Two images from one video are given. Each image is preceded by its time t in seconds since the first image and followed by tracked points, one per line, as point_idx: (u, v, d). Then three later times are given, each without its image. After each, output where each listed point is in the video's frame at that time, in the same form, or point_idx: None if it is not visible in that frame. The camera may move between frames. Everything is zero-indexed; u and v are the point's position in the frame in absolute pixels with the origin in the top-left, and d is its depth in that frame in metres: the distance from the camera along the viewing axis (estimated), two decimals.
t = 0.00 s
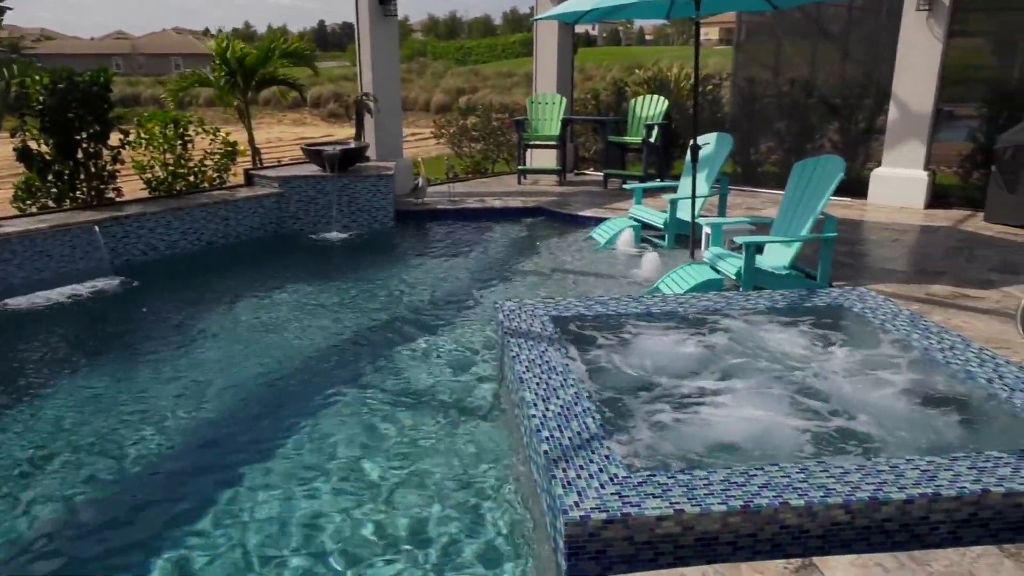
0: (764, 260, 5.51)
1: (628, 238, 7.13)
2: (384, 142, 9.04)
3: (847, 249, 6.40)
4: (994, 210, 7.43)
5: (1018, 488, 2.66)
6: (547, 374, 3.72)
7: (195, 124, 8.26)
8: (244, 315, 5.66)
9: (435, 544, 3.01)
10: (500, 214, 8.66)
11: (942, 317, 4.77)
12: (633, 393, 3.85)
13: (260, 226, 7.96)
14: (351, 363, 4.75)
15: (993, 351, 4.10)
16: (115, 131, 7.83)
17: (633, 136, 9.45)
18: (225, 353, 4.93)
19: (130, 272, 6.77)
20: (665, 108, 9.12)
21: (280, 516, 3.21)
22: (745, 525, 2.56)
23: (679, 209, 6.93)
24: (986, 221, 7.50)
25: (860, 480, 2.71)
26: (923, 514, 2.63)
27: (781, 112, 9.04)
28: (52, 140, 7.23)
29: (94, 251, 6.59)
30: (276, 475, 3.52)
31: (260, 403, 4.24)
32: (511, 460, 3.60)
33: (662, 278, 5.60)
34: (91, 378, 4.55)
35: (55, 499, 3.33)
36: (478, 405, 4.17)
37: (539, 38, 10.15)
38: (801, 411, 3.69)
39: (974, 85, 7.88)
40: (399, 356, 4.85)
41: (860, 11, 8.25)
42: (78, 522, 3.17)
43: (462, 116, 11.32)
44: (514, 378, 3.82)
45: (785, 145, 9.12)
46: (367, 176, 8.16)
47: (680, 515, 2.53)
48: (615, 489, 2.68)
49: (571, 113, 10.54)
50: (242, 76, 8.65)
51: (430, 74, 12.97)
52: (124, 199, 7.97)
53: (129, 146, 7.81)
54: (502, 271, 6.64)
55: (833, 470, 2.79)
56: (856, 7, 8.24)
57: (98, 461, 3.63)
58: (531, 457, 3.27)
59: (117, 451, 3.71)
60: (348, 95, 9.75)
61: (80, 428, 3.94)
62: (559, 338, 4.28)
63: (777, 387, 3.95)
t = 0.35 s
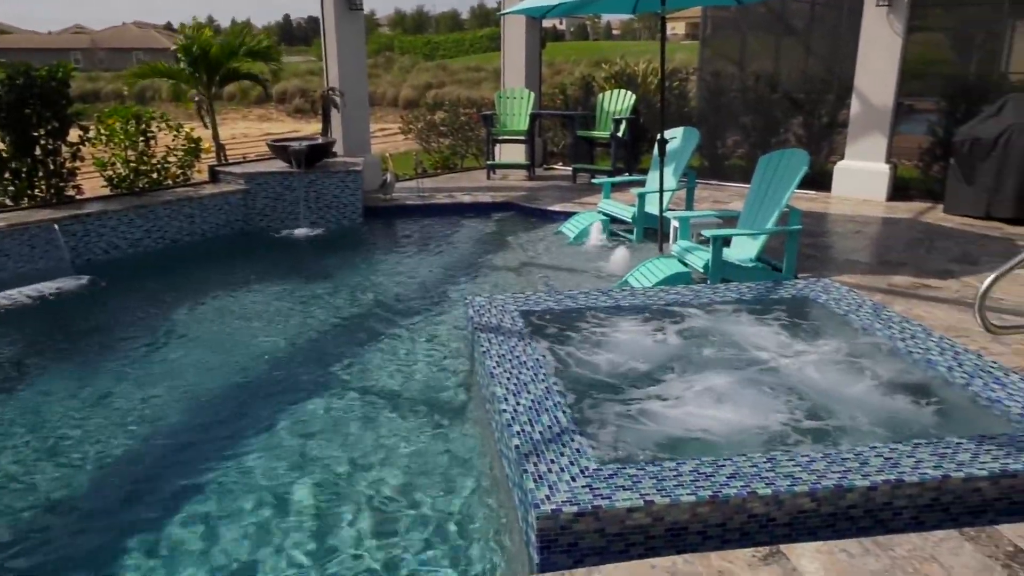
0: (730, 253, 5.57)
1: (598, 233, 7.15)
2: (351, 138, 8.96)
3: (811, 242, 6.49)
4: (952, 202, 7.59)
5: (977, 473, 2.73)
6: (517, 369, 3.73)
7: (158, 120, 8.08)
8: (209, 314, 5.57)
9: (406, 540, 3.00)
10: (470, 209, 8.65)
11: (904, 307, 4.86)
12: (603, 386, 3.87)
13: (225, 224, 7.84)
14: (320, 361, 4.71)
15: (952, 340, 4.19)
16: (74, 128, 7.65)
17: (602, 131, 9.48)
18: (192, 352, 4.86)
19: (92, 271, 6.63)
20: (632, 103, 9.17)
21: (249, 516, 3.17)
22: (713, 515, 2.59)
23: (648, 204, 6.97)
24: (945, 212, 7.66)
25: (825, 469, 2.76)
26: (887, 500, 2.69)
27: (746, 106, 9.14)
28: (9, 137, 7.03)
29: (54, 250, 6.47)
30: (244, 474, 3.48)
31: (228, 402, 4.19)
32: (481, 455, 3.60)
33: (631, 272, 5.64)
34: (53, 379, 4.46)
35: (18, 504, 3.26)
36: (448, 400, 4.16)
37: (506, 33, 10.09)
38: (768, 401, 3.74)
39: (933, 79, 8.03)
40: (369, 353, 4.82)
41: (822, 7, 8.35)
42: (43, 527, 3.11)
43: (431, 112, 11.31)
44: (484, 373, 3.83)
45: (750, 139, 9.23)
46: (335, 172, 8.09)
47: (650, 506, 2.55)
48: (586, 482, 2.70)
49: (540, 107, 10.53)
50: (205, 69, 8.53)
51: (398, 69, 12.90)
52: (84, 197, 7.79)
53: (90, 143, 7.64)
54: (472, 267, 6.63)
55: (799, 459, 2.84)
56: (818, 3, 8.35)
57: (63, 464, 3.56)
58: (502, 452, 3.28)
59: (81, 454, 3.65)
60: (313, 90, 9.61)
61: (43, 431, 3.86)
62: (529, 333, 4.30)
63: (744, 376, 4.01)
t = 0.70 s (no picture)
0: (701, 245, 5.62)
1: (570, 227, 7.16)
2: (321, 133, 8.88)
3: (780, 234, 6.57)
4: (916, 194, 7.73)
5: (941, 459, 2.79)
6: (490, 364, 3.73)
7: (122, 115, 7.88)
8: (179, 311, 5.49)
9: (380, 537, 2.98)
10: (441, 204, 8.62)
11: (870, 297, 4.95)
12: (576, 379, 3.89)
13: (193, 221, 7.74)
14: (291, 358, 4.68)
15: (917, 329, 4.28)
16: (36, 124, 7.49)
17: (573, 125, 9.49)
18: (161, 350, 4.79)
19: (55, 270, 6.50)
20: (602, 97, 9.22)
21: (220, 516, 3.13)
22: (686, 505, 2.62)
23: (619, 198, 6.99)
24: (909, 204, 7.80)
25: (794, 458, 2.80)
26: (854, 487, 2.74)
27: (715, 100, 9.22)
28: None
29: (16, 249, 6.34)
30: (214, 474, 3.44)
31: (198, 400, 4.14)
32: (455, 451, 3.59)
33: (603, 266, 5.66)
34: (18, 379, 4.38)
35: None
36: (421, 396, 4.15)
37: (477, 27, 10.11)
38: (738, 391, 3.79)
39: (897, 73, 8.16)
40: (342, 350, 4.79)
41: (789, 3, 8.44)
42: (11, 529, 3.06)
43: (399, 104, 11.12)
44: (457, 368, 3.82)
45: (720, 133, 9.31)
46: (304, 168, 7.98)
47: (624, 498, 2.57)
48: (560, 475, 2.71)
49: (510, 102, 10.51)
50: (170, 66, 8.38)
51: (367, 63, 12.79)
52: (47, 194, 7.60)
53: (52, 139, 7.47)
54: (445, 262, 6.61)
55: (769, 449, 2.88)
56: None
57: (30, 465, 3.50)
58: (476, 447, 3.28)
59: (49, 454, 3.59)
60: (282, 84, 9.48)
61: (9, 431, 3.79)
62: (501, 327, 4.31)
63: (714, 367, 4.05)
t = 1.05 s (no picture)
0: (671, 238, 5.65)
1: (540, 222, 7.17)
2: (288, 128, 8.77)
3: (748, 226, 6.65)
4: (880, 186, 7.86)
5: (905, 445, 2.85)
6: (462, 359, 3.73)
7: (83, 111, 7.75)
8: (145, 310, 5.41)
9: (353, 534, 2.97)
10: (411, 199, 8.58)
11: (836, 288, 5.02)
12: (547, 373, 3.89)
13: (158, 218, 7.62)
14: (261, 355, 4.63)
15: (882, 319, 4.35)
16: None
17: (542, 119, 9.50)
18: (128, 349, 4.72)
19: (16, 269, 6.34)
20: (571, 91, 9.21)
21: (189, 516, 3.10)
22: (657, 495, 2.64)
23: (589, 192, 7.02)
24: (873, 196, 7.93)
25: (763, 447, 2.83)
26: (821, 475, 2.78)
27: (684, 94, 9.28)
28: None
29: None
30: (183, 473, 3.40)
31: (166, 400, 4.08)
32: (427, 446, 3.58)
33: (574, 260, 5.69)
34: None
35: None
36: (393, 392, 4.14)
37: (445, 22, 10.03)
38: (708, 381, 3.83)
39: (860, 67, 8.28)
40: (313, 346, 4.75)
41: None
42: None
43: (369, 100, 11.01)
44: (429, 364, 3.82)
45: (688, 126, 9.38)
46: (272, 164, 7.90)
47: (595, 491, 2.58)
48: (532, 469, 2.71)
49: (480, 96, 10.48)
50: (134, 58, 8.12)
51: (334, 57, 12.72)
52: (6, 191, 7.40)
53: (10, 135, 7.20)
54: (416, 257, 6.58)
55: (738, 438, 2.91)
56: None
57: None
58: (449, 443, 3.27)
59: (13, 456, 3.52)
60: (248, 79, 9.34)
61: None
62: (472, 322, 4.31)
63: (687, 359, 4.09)
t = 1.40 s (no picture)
0: (644, 232, 5.68)
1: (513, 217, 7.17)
2: (258, 124, 8.66)
3: (719, 219, 6.71)
4: (848, 179, 8.00)
5: (873, 434, 2.90)
6: (436, 355, 3.73)
7: (45, 107, 7.55)
8: (113, 309, 5.32)
9: (328, 532, 2.95)
10: (384, 194, 8.54)
11: (806, 280, 5.09)
12: (521, 368, 3.89)
13: (125, 216, 7.50)
14: (233, 354, 4.58)
15: (851, 310, 4.43)
16: None
17: (515, 114, 9.50)
18: (96, 349, 4.64)
19: None
20: (543, 86, 9.23)
21: (162, 516, 3.06)
22: (631, 488, 2.66)
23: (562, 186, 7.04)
24: (841, 189, 8.09)
25: (735, 439, 2.87)
26: (793, 464, 2.82)
27: (655, 89, 9.35)
28: None
29: None
30: (156, 474, 3.35)
31: (137, 399, 4.02)
32: (403, 443, 3.57)
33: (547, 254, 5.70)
34: None
35: None
36: (367, 389, 4.12)
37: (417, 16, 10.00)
38: (682, 373, 3.87)
39: (828, 62, 8.39)
40: (286, 343, 4.72)
41: None
42: None
43: (340, 95, 10.95)
44: (403, 360, 3.81)
45: (659, 121, 9.44)
46: (241, 160, 7.80)
47: (571, 484, 2.59)
48: (507, 464, 2.72)
49: (452, 91, 10.45)
50: (97, 51, 7.96)
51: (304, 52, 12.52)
52: None
53: None
54: (388, 253, 6.55)
55: (711, 430, 2.94)
56: None
57: None
58: (424, 439, 3.27)
59: None
60: (215, 74, 9.20)
61: None
62: (446, 318, 4.31)
63: (661, 351, 4.12)
